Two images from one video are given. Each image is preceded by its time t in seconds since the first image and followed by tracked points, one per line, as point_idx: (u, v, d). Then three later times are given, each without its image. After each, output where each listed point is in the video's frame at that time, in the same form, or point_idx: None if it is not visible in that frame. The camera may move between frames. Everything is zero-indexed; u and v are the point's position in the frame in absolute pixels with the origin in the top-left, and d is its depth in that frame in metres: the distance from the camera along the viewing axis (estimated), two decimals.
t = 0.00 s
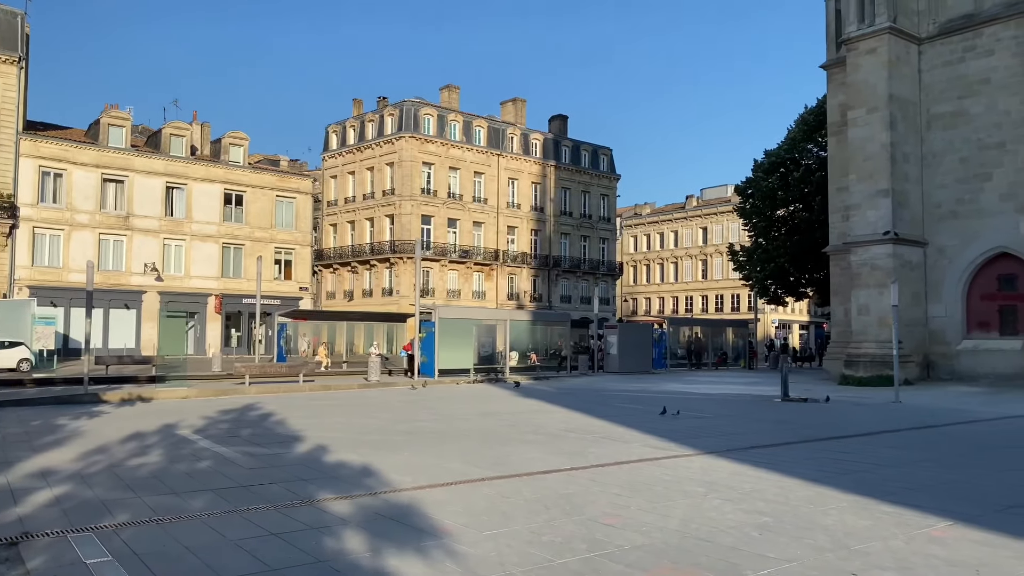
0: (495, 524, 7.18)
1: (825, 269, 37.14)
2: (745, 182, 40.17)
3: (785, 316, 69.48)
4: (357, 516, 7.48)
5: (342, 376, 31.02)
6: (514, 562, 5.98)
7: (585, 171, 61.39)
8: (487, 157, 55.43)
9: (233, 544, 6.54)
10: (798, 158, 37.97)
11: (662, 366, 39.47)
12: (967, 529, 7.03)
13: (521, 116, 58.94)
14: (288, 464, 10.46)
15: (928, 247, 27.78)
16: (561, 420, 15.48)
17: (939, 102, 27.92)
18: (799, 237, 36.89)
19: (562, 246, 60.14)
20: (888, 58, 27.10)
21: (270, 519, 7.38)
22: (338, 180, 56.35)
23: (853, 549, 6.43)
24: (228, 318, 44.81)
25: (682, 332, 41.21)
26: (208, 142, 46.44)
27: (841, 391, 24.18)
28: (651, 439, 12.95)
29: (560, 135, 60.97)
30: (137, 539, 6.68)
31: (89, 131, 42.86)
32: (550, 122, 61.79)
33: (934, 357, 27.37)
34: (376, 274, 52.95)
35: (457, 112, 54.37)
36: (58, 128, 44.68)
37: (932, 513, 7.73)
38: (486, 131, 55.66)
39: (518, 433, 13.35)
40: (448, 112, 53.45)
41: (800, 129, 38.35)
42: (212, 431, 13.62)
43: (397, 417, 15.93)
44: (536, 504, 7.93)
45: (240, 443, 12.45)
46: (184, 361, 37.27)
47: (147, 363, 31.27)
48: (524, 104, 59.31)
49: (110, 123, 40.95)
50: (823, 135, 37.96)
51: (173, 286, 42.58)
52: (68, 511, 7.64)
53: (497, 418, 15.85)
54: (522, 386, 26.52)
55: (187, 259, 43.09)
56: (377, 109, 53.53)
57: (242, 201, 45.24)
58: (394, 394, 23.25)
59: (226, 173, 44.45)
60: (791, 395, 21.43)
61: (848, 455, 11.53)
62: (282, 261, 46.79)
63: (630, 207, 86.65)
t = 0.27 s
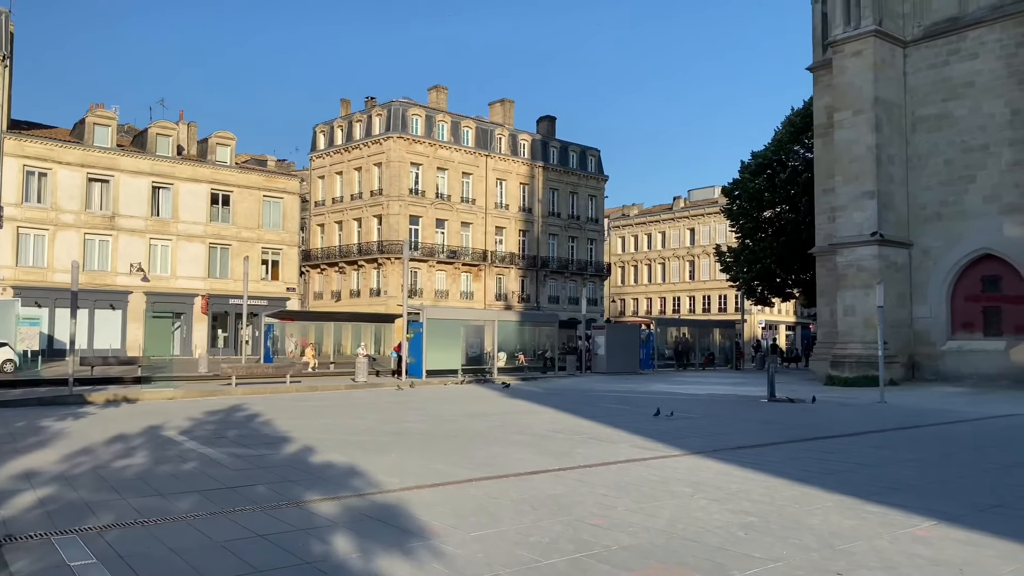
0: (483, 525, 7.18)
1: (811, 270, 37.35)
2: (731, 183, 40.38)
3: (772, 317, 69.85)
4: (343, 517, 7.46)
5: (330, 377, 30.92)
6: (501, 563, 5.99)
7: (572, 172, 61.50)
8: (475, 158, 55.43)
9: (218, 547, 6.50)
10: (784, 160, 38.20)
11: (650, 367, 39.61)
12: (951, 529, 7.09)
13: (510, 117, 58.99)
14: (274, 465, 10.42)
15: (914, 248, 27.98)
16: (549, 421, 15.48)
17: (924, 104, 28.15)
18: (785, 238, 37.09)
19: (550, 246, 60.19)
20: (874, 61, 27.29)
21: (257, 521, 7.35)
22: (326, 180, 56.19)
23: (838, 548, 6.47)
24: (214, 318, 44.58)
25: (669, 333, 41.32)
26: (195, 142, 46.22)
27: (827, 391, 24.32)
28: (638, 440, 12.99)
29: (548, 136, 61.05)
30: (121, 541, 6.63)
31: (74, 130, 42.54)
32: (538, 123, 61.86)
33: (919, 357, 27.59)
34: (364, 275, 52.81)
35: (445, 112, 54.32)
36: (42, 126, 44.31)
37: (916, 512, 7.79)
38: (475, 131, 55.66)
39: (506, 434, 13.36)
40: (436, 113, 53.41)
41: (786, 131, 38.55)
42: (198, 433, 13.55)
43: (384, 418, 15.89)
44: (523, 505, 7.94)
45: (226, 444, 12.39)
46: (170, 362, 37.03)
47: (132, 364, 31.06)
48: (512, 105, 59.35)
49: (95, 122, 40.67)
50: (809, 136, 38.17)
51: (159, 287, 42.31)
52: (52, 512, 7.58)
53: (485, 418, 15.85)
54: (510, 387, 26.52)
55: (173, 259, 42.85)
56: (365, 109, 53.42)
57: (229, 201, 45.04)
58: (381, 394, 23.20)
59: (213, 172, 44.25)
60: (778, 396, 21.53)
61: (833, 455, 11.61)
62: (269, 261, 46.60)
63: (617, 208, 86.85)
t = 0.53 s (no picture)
0: (470, 526, 7.18)
1: (798, 272, 37.53)
2: (719, 185, 40.54)
3: (759, 318, 70.18)
4: (331, 518, 7.44)
5: (317, 378, 30.82)
6: (487, 564, 5.99)
7: (561, 173, 61.58)
8: (464, 159, 55.42)
9: (205, 548, 6.48)
10: (771, 162, 38.37)
11: (638, 368, 39.70)
12: (936, 528, 7.15)
13: (498, 118, 59.02)
14: (261, 467, 10.38)
15: (899, 250, 28.19)
16: (537, 422, 15.50)
17: (909, 107, 28.36)
18: (772, 240, 37.27)
19: (538, 247, 60.23)
20: (860, 64, 27.47)
21: (243, 523, 7.32)
22: (313, 180, 56.01)
23: (824, 548, 6.51)
24: (201, 319, 44.34)
25: (657, 334, 41.41)
26: (181, 142, 45.99)
27: (813, 392, 24.46)
28: (626, 440, 13.00)
29: (537, 137, 61.12)
30: (106, 543, 6.59)
31: (59, 129, 42.23)
32: (527, 124, 61.92)
33: (904, 358, 27.79)
34: (352, 275, 52.67)
35: (434, 112, 54.27)
36: (27, 125, 43.96)
37: (901, 512, 7.84)
38: (463, 132, 55.64)
39: (494, 435, 13.35)
40: (424, 113, 53.34)
41: (774, 133, 38.73)
42: (184, 434, 13.48)
43: (372, 420, 15.86)
44: (511, 506, 7.94)
45: (212, 445, 12.33)
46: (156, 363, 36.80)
47: (118, 364, 30.86)
48: (501, 106, 59.38)
49: (80, 122, 40.40)
50: (796, 139, 38.37)
51: (145, 287, 42.05)
52: (36, 515, 7.52)
53: (473, 419, 15.85)
54: (497, 388, 26.50)
55: (159, 260, 42.60)
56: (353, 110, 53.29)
57: (216, 202, 44.83)
58: (369, 395, 23.16)
59: (200, 172, 44.05)
60: (764, 397, 21.66)
61: (819, 455, 11.69)
62: (256, 262, 46.42)
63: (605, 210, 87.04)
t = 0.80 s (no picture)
0: (458, 527, 7.17)
1: (785, 273, 37.70)
2: (707, 187, 40.68)
3: (747, 319, 70.49)
4: (319, 520, 7.42)
5: (305, 379, 30.72)
6: (476, 565, 5.99)
7: (550, 174, 61.66)
8: (453, 160, 55.39)
9: (192, 550, 6.45)
10: (759, 164, 38.48)
11: (626, 369, 39.77)
12: (921, 529, 7.20)
13: (487, 119, 59.05)
14: (249, 468, 10.34)
15: (885, 252, 28.38)
16: (525, 423, 15.52)
17: (896, 110, 28.56)
18: (760, 242, 37.43)
19: (527, 248, 60.26)
20: (847, 67, 27.64)
21: (230, 524, 7.29)
22: (301, 180, 55.82)
23: (810, 549, 6.55)
24: (188, 320, 44.10)
25: (645, 335, 41.53)
26: (168, 142, 45.76)
27: (801, 393, 24.58)
28: (614, 442, 13.02)
29: (526, 138, 61.18)
30: (92, 545, 6.55)
31: (45, 128, 41.93)
32: (515, 125, 61.98)
33: (890, 360, 27.98)
34: (340, 276, 52.53)
35: (423, 113, 54.23)
36: (12, 124, 43.64)
37: (887, 513, 7.89)
38: (452, 133, 55.60)
39: (483, 436, 13.35)
40: (413, 114, 53.28)
41: (762, 135, 38.90)
42: (171, 436, 13.40)
43: (360, 421, 15.83)
44: (499, 507, 7.94)
45: (199, 447, 12.27)
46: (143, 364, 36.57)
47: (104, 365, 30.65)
48: (490, 107, 59.41)
49: (67, 121, 40.15)
50: (783, 141, 38.57)
51: (132, 288, 41.79)
52: (21, 517, 7.46)
53: (461, 420, 15.85)
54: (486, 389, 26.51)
55: (146, 260, 42.36)
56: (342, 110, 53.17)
57: (204, 202, 44.64)
58: (357, 397, 23.11)
59: (187, 173, 43.86)
60: (752, 398, 21.75)
61: (806, 456, 11.75)
62: (244, 262, 46.23)
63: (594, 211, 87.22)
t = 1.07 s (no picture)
0: (447, 528, 7.17)
1: (773, 275, 37.85)
2: (695, 189, 40.81)
3: (735, 321, 70.76)
4: (307, 522, 7.41)
5: (293, 380, 30.63)
6: (465, 567, 5.99)
7: (539, 176, 61.72)
8: (442, 161, 55.36)
9: (179, 552, 6.42)
10: (747, 166, 38.62)
11: (615, 370, 39.82)
12: (907, 529, 7.26)
13: (476, 120, 59.06)
14: (237, 470, 10.30)
15: (872, 254, 28.57)
16: (514, 424, 15.53)
17: (883, 113, 28.75)
18: (748, 243, 37.59)
19: (517, 249, 60.27)
20: (835, 70, 27.80)
21: (218, 526, 7.26)
22: (290, 181, 55.63)
23: (798, 549, 6.59)
24: (176, 320, 43.87)
25: (634, 336, 41.63)
26: (156, 142, 45.54)
27: (789, 394, 24.70)
28: (603, 443, 13.03)
29: (515, 140, 61.22)
30: (78, 547, 6.51)
31: (31, 127, 41.64)
32: (505, 126, 62.02)
33: (877, 361, 28.15)
34: (329, 277, 52.39)
35: (412, 114, 54.17)
36: None
37: (874, 513, 7.94)
38: (441, 134, 55.56)
39: (472, 437, 13.34)
40: (403, 115, 53.21)
41: (750, 137, 39.06)
42: (159, 437, 13.34)
43: (349, 422, 15.80)
44: (488, 509, 7.94)
45: (187, 448, 12.22)
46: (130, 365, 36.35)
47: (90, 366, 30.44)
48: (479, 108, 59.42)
49: (53, 121, 39.87)
50: (772, 143, 38.74)
51: (119, 288, 41.54)
52: (6, 519, 7.41)
53: (450, 422, 15.84)
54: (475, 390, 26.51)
55: (133, 261, 42.12)
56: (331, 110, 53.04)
57: (192, 202, 44.45)
58: (346, 398, 23.06)
59: (175, 173, 43.66)
60: (740, 399, 21.85)
61: (794, 457, 11.81)
62: (232, 263, 46.05)
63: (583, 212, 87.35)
